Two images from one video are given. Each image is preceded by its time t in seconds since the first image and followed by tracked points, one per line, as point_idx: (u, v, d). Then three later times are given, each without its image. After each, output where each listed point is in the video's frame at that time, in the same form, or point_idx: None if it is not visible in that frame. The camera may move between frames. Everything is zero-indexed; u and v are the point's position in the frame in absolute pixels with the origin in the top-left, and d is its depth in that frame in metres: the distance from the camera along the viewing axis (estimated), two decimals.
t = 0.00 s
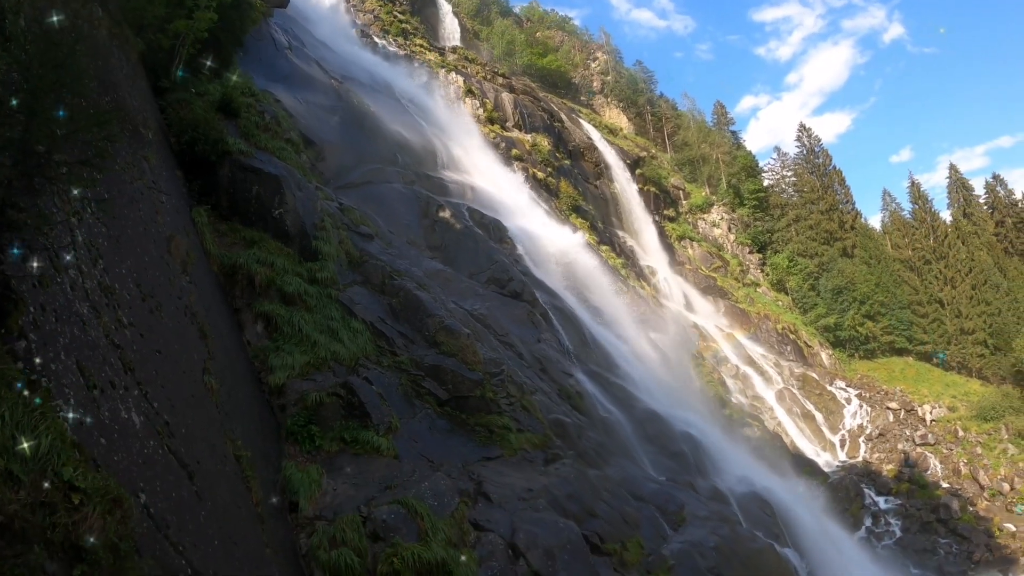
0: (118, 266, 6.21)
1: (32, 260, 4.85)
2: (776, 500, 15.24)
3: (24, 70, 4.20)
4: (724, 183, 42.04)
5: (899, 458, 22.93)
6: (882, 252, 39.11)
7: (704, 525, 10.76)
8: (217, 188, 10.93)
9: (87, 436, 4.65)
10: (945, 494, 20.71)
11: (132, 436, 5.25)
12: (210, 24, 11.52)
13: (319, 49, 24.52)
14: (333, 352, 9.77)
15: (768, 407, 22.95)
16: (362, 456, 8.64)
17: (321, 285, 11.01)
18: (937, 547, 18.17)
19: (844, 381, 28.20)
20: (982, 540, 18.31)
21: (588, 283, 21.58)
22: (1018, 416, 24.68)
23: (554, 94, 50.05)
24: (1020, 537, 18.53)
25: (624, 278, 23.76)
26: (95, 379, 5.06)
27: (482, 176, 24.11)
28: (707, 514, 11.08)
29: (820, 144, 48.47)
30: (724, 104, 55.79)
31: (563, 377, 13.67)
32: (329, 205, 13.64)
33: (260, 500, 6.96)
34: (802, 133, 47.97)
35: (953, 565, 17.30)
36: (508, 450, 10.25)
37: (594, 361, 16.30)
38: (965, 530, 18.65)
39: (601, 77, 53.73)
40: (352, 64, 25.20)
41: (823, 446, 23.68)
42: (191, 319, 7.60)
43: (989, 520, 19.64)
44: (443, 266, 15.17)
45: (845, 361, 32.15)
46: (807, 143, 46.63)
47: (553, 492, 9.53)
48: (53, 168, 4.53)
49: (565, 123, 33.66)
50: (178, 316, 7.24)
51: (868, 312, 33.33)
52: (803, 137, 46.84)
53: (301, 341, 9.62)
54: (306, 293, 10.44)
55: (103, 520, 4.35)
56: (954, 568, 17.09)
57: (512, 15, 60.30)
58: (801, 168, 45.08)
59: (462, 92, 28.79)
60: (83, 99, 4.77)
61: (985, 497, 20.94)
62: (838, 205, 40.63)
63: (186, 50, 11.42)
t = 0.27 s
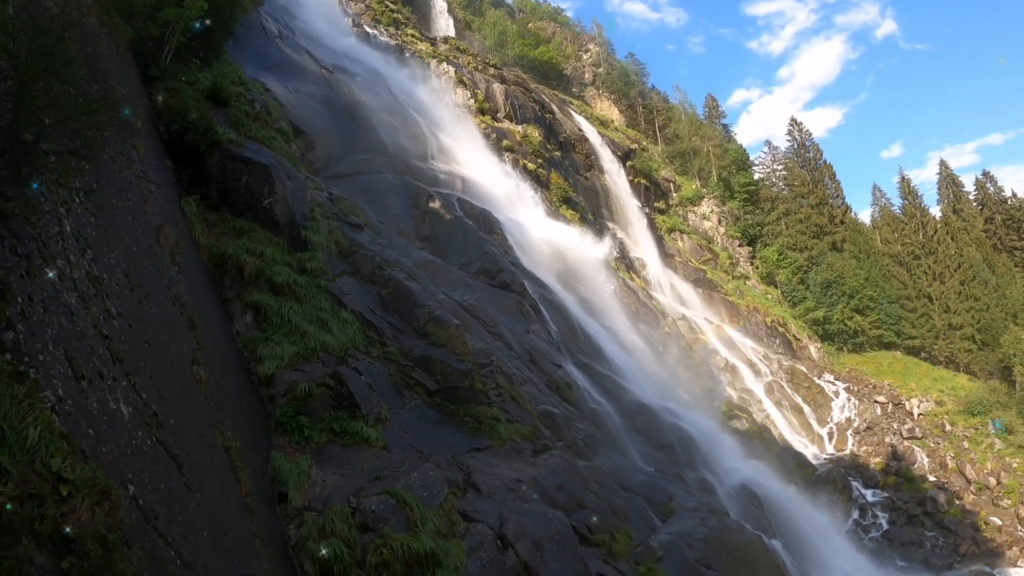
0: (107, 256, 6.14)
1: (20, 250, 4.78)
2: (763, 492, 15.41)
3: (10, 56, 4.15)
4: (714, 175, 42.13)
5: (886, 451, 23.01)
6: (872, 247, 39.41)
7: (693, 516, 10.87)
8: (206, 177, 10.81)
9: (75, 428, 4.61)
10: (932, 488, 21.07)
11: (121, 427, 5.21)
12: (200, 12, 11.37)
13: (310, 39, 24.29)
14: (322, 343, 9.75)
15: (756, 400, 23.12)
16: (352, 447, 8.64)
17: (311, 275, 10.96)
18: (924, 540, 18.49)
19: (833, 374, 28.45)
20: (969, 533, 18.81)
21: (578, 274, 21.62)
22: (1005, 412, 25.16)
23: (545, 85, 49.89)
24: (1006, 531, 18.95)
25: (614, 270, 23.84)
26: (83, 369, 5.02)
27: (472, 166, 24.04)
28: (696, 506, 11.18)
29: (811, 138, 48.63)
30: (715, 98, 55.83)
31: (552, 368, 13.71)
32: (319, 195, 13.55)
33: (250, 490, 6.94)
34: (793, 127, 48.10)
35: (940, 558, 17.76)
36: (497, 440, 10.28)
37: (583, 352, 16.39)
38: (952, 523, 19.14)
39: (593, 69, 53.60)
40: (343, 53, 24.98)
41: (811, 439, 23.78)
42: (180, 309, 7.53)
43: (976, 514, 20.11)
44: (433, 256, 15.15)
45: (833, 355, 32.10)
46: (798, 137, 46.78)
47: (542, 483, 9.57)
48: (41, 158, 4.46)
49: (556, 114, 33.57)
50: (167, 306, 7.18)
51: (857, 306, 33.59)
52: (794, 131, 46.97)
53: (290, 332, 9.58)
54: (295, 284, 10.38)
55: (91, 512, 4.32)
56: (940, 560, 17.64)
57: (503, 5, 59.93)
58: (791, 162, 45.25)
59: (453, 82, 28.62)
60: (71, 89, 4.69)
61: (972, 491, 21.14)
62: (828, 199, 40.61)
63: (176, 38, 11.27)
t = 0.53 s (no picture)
0: (94, 246, 6.08)
1: (6, 239, 4.72)
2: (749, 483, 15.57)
3: None
4: (704, 169, 42.27)
5: (873, 445, 23.22)
6: (861, 242, 39.28)
7: (680, 508, 10.96)
8: (195, 166, 10.68)
9: (62, 419, 4.57)
10: (917, 481, 21.30)
11: (108, 418, 5.17)
12: None
13: (300, 28, 24.05)
14: (310, 334, 9.71)
15: (744, 393, 23.30)
16: (340, 438, 8.62)
17: (299, 266, 10.90)
18: (910, 533, 18.77)
19: (820, 367, 28.71)
20: (954, 527, 18.95)
21: (567, 266, 21.64)
22: (990, 407, 25.77)
23: (536, 76, 49.81)
24: (991, 525, 19.39)
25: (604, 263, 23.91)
26: (70, 360, 4.97)
27: (462, 158, 23.95)
28: (683, 497, 11.28)
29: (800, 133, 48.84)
30: (706, 91, 55.92)
31: (541, 360, 13.74)
32: (308, 185, 13.47)
33: (238, 482, 6.91)
34: (783, 122, 48.28)
35: (925, 551, 17.90)
36: (485, 432, 10.31)
37: (572, 344, 16.45)
38: (937, 516, 19.25)
39: (584, 61, 53.52)
40: (333, 43, 24.76)
41: (798, 432, 24.10)
42: (168, 299, 7.48)
43: (960, 507, 20.36)
44: (422, 247, 15.10)
45: (821, 349, 32.47)
46: (788, 132, 46.98)
47: (530, 474, 9.61)
48: (27, 147, 4.41)
49: (547, 106, 33.49)
50: (155, 296, 7.12)
51: (845, 301, 34.05)
52: (784, 126, 47.15)
53: (279, 322, 9.54)
54: (284, 275, 10.32)
55: (78, 503, 4.30)
56: (926, 552, 17.80)
57: None
58: (781, 157, 45.46)
59: (444, 73, 28.47)
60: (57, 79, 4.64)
61: (956, 485, 21.39)
62: (817, 193, 41.16)
63: (165, 27, 11.14)
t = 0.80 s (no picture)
0: (81, 236, 6.00)
1: None
2: (735, 476, 15.71)
3: None
4: (693, 163, 42.39)
5: (859, 440, 23.33)
6: (848, 238, 39.24)
7: (667, 501, 11.08)
8: (182, 157, 10.55)
9: (48, 411, 4.52)
10: (903, 476, 21.53)
11: (95, 409, 5.13)
12: None
13: (290, 17, 23.80)
14: (298, 325, 9.66)
15: (731, 386, 23.45)
16: (327, 430, 8.60)
17: (287, 257, 10.83)
18: (895, 527, 18.89)
19: (807, 362, 28.95)
20: (939, 521, 19.14)
21: (556, 259, 21.68)
22: (975, 403, 26.07)
23: (526, 68, 49.66)
24: (975, 520, 19.71)
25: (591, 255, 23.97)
26: (56, 351, 4.92)
27: (452, 149, 23.86)
28: (670, 490, 11.37)
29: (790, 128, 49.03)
30: (696, 85, 55.97)
31: (529, 353, 13.76)
32: (296, 175, 13.37)
33: (225, 474, 6.88)
34: (773, 117, 48.45)
35: (910, 545, 18.07)
36: (472, 424, 10.33)
37: (559, 336, 16.50)
38: (922, 511, 19.47)
39: (574, 54, 53.39)
40: (323, 32, 24.52)
41: (785, 426, 24.25)
42: (155, 290, 7.41)
43: (946, 501, 20.70)
44: (410, 238, 15.05)
45: (808, 343, 32.72)
46: (777, 127, 47.15)
47: (517, 466, 9.64)
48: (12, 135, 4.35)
49: (536, 98, 33.40)
50: (142, 287, 7.06)
51: (833, 295, 34.14)
52: (774, 121, 47.30)
53: (266, 314, 9.48)
54: (271, 266, 10.25)
55: (64, 495, 4.26)
56: (911, 547, 17.96)
57: None
58: (770, 152, 45.64)
59: (433, 64, 28.30)
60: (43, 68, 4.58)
61: (942, 480, 21.67)
62: (806, 189, 40.89)
63: (153, 16, 10.99)
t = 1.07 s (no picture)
0: (67, 227, 5.93)
1: None
2: (722, 470, 15.85)
3: None
4: (682, 157, 42.50)
5: (845, 435, 23.57)
6: (836, 234, 39.39)
7: (654, 494, 11.18)
8: (170, 147, 10.43)
9: (34, 403, 4.47)
10: (888, 470, 21.60)
11: (81, 402, 5.08)
12: None
13: (279, 7, 23.56)
14: (285, 317, 9.60)
15: (718, 380, 23.63)
16: (315, 422, 8.57)
17: (274, 249, 10.76)
18: (880, 521, 19.25)
19: (794, 357, 29.18)
20: (923, 516, 19.40)
21: (545, 253, 21.72)
22: (960, 399, 26.59)
23: (516, 61, 49.55)
24: (959, 515, 19.72)
25: (579, 248, 23.99)
26: (42, 343, 4.86)
27: (442, 142, 23.77)
28: (657, 484, 11.46)
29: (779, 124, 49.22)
30: (686, 80, 56.04)
31: (516, 346, 13.78)
32: (284, 167, 13.27)
33: (212, 467, 6.84)
34: (762, 113, 48.63)
35: (895, 539, 18.39)
36: (460, 416, 10.34)
37: (547, 330, 16.54)
38: (907, 506, 19.76)
39: (565, 47, 53.27)
40: (312, 23, 24.29)
41: (772, 420, 24.50)
42: (142, 282, 7.34)
43: (930, 496, 20.66)
44: (398, 230, 15.00)
45: (795, 339, 33.01)
46: (766, 123, 47.34)
47: (504, 459, 9.67)
48: None
49: (526, 91, 33.31)
50: (129, 278, 6.99)
51: (820, 292, 34.44)
52: (764, 117, 47.47)
53: (253, 306, 9.42)
54: (259, 257, 10.17)
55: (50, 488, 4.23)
56: (895, 541, 18.21)
57: None
58: (759, 147, 45.83)
59: (423, 56, 28.16)
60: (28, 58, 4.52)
61: (927, 475, 21.68)
62: (794, 184, 41.29)
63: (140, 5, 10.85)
